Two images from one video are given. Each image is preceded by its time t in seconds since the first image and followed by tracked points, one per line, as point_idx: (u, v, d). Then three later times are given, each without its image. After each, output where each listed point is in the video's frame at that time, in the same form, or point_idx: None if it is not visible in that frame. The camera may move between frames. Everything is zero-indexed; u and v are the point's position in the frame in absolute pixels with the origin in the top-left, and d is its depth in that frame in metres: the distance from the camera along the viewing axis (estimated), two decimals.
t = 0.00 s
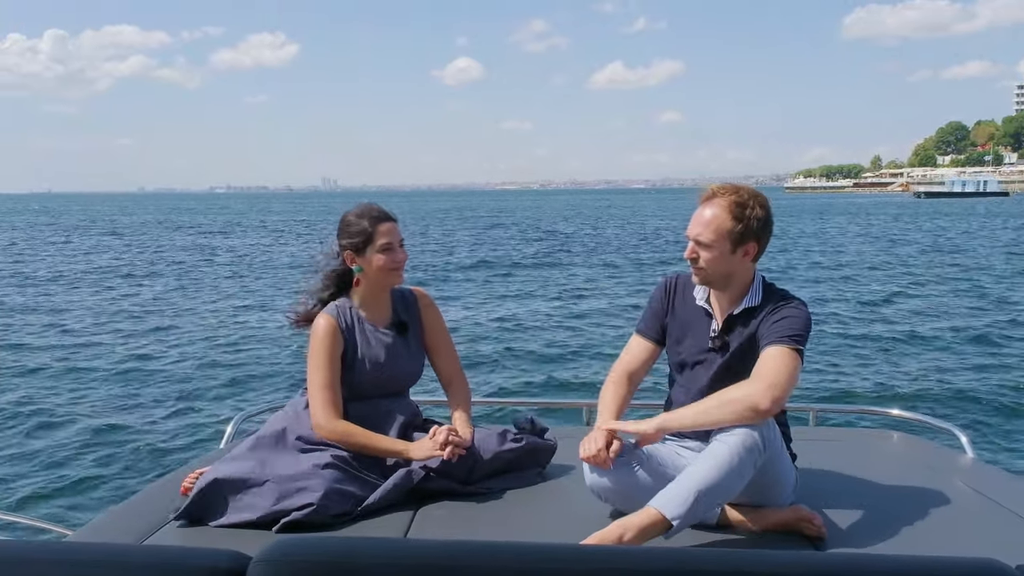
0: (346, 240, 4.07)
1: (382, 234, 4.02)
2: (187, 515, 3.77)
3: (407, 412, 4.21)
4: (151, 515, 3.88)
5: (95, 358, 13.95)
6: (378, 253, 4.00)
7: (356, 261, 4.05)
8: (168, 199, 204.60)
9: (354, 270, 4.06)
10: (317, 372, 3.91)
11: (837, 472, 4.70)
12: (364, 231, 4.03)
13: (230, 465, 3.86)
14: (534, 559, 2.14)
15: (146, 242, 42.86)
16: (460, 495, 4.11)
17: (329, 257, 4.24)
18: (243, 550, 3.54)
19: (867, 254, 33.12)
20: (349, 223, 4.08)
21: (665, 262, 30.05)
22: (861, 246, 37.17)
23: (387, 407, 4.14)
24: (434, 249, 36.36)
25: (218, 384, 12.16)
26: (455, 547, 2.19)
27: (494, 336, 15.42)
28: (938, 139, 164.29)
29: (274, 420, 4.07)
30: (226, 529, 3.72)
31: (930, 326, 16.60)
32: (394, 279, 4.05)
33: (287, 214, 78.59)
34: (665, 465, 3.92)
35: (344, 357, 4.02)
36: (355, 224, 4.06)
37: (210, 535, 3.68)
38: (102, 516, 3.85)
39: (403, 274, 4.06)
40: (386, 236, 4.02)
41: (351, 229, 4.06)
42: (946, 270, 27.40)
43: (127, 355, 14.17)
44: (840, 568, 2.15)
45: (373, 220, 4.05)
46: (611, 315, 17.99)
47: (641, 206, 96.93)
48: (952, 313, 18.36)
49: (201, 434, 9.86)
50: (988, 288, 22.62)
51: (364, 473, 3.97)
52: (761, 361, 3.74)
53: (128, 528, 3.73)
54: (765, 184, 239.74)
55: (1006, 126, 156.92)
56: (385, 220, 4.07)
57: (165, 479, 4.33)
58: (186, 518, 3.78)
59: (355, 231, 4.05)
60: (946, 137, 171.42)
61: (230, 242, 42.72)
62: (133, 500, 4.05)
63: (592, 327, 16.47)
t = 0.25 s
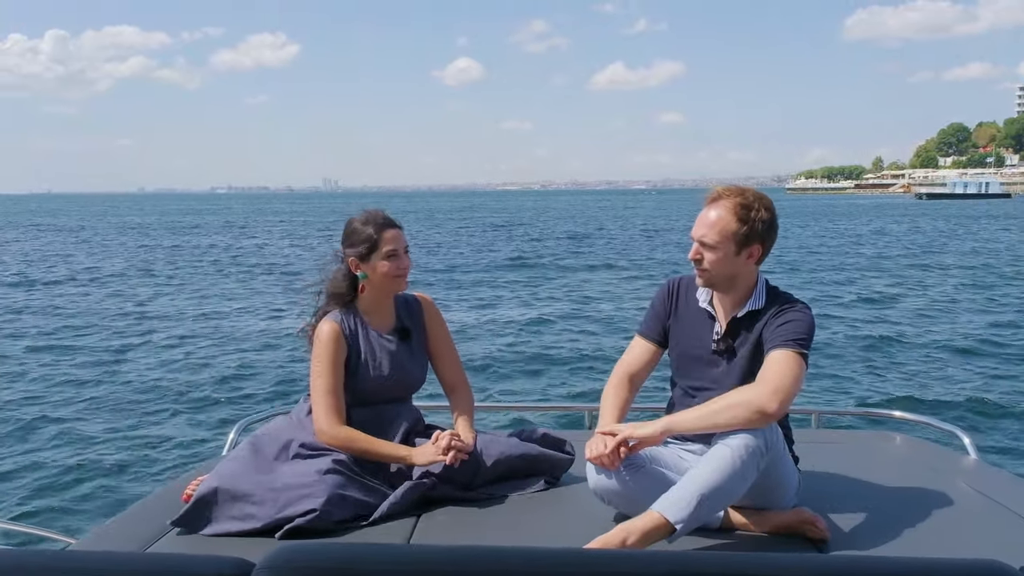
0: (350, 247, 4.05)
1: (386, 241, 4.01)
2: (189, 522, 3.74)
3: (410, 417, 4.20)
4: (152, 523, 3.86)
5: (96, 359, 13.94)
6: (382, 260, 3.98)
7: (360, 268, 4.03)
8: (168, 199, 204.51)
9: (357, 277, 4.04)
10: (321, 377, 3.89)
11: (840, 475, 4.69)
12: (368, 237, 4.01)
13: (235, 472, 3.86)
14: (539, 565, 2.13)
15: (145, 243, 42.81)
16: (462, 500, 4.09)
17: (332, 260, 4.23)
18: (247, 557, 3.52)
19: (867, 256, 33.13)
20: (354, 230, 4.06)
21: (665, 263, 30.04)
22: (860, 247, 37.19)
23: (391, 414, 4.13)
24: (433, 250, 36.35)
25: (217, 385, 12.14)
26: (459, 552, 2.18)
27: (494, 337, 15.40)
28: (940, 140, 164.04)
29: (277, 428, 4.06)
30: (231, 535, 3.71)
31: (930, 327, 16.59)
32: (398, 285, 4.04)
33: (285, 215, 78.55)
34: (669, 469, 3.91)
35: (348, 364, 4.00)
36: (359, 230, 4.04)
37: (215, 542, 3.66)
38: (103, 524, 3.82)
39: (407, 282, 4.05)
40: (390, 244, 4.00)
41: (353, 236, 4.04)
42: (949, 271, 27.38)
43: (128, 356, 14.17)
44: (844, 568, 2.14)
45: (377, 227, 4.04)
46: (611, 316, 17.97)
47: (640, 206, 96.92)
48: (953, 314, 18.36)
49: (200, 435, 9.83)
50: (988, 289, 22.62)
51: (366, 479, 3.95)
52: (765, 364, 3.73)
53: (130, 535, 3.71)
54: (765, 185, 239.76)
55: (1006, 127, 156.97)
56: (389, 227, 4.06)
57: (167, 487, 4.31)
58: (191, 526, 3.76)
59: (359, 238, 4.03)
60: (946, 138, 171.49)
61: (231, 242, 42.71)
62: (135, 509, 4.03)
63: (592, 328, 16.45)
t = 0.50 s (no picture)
0: (351, 251, 4.04)
1: (388, 246, 4.00)
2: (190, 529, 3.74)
3: (411, 421, 4.19)
4: (153, 528, 3.85)
5: (95, 355, 13.93)
6: (384, 264, 3.98)
7: (361, 272, 4.02)
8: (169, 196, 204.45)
9: (359, 281, 4.03)
10: (322, 380, 3.89)
11: (841, 477, 4.68)
12: (370, 241, 4.00)
13: (237, 478, 3.84)
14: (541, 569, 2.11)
15: (146, 239, 42.76)
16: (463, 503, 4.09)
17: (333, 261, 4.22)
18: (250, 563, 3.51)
19: (869, 258, 33.08)
20: (355, 234, 4.05)
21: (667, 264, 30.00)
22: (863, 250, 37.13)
23: (392, 418, 4.12)
24: (435, 249, 36.31)
25: (218, 382, 12.11)
26: (460, 555, 2.17)
27: (495, 337, 15.37)
28: (942, 143, 163.99)
29: (278, 433, 4.06)
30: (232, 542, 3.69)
31: (932, 331, 16.56)
32: (399, 290, 4.03)
33: (287, 212, 78.46)
34: (670, 472, 3.90)
35: (348, 367, 3.99)
36: (360, 235, 4.03)
37: (216, 548, 3.65)
38: (104, 530, 3.82)
39: (408, 286, 4.04)
40: (392, 248, 3.99)
41: (355, 240, 4.03)
42: (950, 275, 27.38)
43: (127, 352, 14.16)
44: (845, 569, 2.14)
45: (379, 231, 4.03)
46: (613, 317, 17.93)
47: (642, 207, 96.82)
48: (955, 317, 18.33)
49: (200, 432, 9.81)
50: (991, 293, 22.57)
51: (367, 482, 3.94)
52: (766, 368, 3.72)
53: (131, 541, 3.70)
54: (767, 186, 239.57)
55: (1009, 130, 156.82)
56: (391, 232, 4.05)
57: (169, 491, 4.31)
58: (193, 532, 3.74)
59: (361, 242, 4.02)
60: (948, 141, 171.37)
61: (233, 239, 42.67)
62: (134, 515, 4.02)
63: (593, 328, 16.42)
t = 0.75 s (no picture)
0: (353, 251, 4.04)
1: (390, 248, 3.99)
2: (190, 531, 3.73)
3: (411, 421, 4.18)
4: (154, 530, 3.85)
5: (94, 346, 13.91)
6: (386, 267, 3.97)
7: (363, 274, 4.01)
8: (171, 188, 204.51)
9: (360, 283, 4.03)
10: (322, 382, 3.89)
11: (841, 479, 4.67)
12: (373, 243, 4.00)
13: (240, 480, 3.85)
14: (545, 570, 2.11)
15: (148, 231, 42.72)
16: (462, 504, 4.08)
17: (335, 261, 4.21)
18: (249, 564, 3.50)
19: (871, 261, 33.08)
20: (358, 236, 4.04)
21: (668, 264, 29.98)
22: (865, 252, 37.12)
23: (392, 419, 4.12)
24: (437, 245, 36.29)
25: (218, 375, 12.11)
26: (461, 557, 2.16)
27: (496, 334, 15.36)
28: (945, 147, 163.90)
29: (279, 437, 4.05)
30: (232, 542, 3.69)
31: (933, 334, 16.56)
32: (401, 292, 4.03)
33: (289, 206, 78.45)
34: (669, 474, 3.90)
35: (349, 368, 3.99)
36: (363, 236, 4.02)
37: (215, 550, 3.64)
38: (105, 532, 3.82)
39: (409, 289, 4.03)
40: (394, 250, 3.99)
41: (358, 241, 4.03)
42: (950, 278, 27.40)
43: (126, 344, 14.14)
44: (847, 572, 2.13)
45: (381, 234, 4.02)
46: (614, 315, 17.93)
47: (645, 206, 96.77)
48: (957, 321, 18.33)
49: (200, 425, 9.81)
50: (992, 297, 22.57)
51: (367, 482, 3.93)
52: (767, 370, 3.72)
53: (132, 542, 3.70)
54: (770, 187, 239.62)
55: (1013, 135, 156.58)
56: (393, 234, 4.04)
57: (169, 494, 4.30)
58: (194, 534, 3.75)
59: (363, 243, 4.03)
60: (952, 145, 171.28)
61: (235, 233, 42.64)
62: (135, 516, 4.01)
63: (595, 327, 16.42)
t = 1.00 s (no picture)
0: (351, 250, 4.02)
1: (388, 247, 3.97)
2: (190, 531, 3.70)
3: (410, 420, 4.17)
4: (154, 530, 3.83)
5: (92, 338, 13.89)
6: (384, 266, 3.95)
7: (362, 273, 3.99)
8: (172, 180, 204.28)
9: (359, 282, 4.01)
10: (322, 381, 3.88)
11: (841, 479, 4.66)
12: (369, 242, 3.97)
13: (239, 486, 3.82)
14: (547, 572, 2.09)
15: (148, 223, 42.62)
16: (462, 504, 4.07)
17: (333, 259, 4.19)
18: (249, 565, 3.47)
19: (873, 261, 33.07)
20: (355, 234, 4.02)
21: (669, 262, 29.94)
22: (866, 253, 37.09)
23: (391, 418, 4.11)
24: (438, 241, 36.22)
25: (217, 368, 12.09)
26: (461, 557, 2.15)
27: (496, 331, 15.33)
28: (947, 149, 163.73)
29: (279, 438, 4.04)
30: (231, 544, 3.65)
31: (934, 335, 16.54)
32: (400, 291, 4.01)
33: (289, 200, 78.27)
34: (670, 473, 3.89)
35: (348, 367, 3.98)
36: (360, 235, 4.00)
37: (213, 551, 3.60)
38: (105, 532, 3.80)
39: (408, 288, 4.02)
40: (392, 249, 3.97)
41: (355, 240, 4.01)
42: (948, 279, 27.44)
43: (124, 336, 14.12)
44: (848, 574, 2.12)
45: (379, 233, 4.00)
46: (614, 313, 17.90)
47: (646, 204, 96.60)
48: (957, 322, 18.31)
49: (199, 418, 9.79)
50: (993, 299, 22.56)
51: (367, 481, 3.92)
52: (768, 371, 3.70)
53: (131, 542, 3.68)
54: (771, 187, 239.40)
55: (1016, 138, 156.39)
56: (390, 233, 4.02)
57: (169, 493, 4.29)
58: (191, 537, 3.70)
59: (361, 242, 4.00)
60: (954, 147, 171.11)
61: (236, 226, 42.56)
62: (131, 518, 3.97)
63: (595, 324, 16.40)
